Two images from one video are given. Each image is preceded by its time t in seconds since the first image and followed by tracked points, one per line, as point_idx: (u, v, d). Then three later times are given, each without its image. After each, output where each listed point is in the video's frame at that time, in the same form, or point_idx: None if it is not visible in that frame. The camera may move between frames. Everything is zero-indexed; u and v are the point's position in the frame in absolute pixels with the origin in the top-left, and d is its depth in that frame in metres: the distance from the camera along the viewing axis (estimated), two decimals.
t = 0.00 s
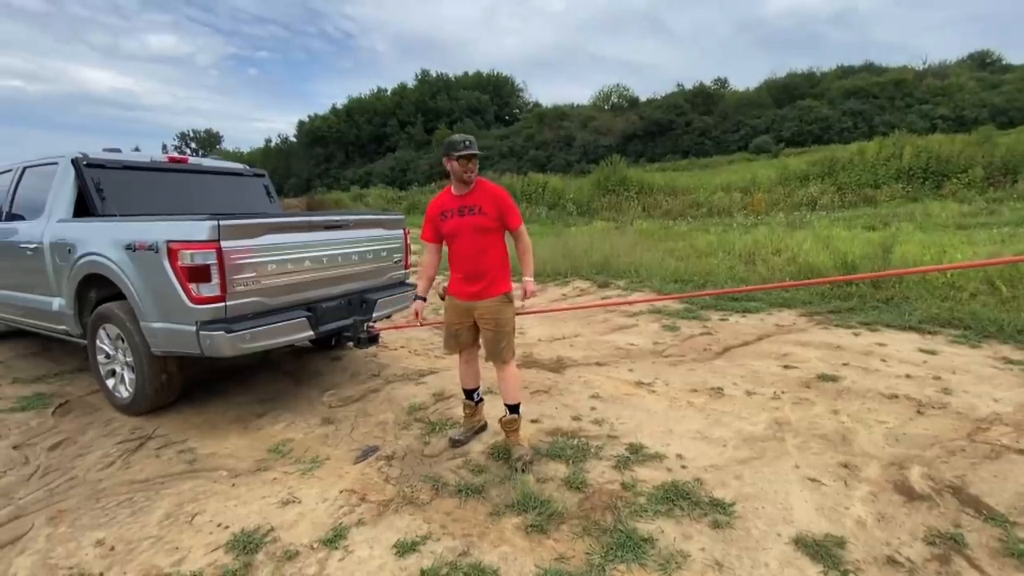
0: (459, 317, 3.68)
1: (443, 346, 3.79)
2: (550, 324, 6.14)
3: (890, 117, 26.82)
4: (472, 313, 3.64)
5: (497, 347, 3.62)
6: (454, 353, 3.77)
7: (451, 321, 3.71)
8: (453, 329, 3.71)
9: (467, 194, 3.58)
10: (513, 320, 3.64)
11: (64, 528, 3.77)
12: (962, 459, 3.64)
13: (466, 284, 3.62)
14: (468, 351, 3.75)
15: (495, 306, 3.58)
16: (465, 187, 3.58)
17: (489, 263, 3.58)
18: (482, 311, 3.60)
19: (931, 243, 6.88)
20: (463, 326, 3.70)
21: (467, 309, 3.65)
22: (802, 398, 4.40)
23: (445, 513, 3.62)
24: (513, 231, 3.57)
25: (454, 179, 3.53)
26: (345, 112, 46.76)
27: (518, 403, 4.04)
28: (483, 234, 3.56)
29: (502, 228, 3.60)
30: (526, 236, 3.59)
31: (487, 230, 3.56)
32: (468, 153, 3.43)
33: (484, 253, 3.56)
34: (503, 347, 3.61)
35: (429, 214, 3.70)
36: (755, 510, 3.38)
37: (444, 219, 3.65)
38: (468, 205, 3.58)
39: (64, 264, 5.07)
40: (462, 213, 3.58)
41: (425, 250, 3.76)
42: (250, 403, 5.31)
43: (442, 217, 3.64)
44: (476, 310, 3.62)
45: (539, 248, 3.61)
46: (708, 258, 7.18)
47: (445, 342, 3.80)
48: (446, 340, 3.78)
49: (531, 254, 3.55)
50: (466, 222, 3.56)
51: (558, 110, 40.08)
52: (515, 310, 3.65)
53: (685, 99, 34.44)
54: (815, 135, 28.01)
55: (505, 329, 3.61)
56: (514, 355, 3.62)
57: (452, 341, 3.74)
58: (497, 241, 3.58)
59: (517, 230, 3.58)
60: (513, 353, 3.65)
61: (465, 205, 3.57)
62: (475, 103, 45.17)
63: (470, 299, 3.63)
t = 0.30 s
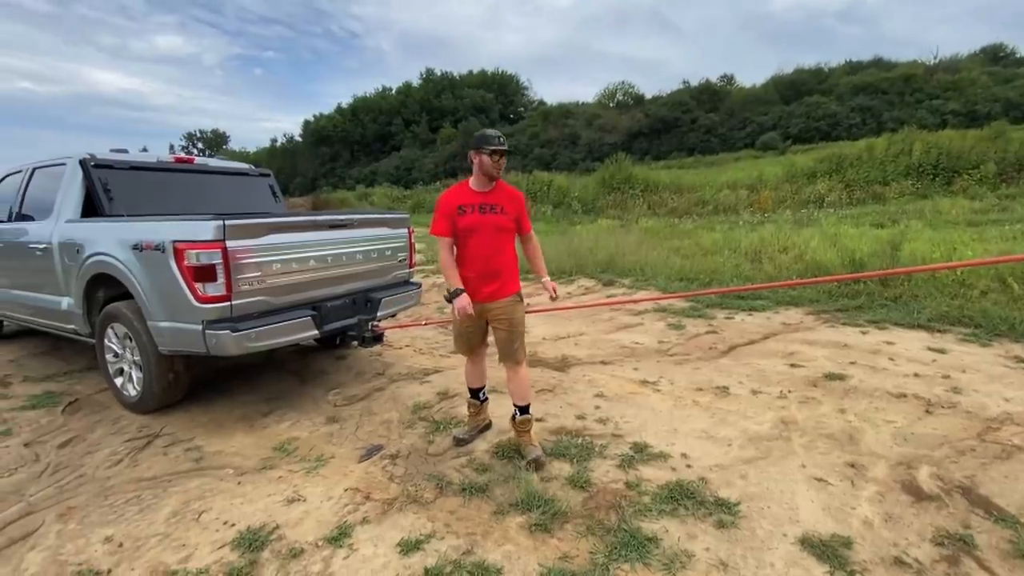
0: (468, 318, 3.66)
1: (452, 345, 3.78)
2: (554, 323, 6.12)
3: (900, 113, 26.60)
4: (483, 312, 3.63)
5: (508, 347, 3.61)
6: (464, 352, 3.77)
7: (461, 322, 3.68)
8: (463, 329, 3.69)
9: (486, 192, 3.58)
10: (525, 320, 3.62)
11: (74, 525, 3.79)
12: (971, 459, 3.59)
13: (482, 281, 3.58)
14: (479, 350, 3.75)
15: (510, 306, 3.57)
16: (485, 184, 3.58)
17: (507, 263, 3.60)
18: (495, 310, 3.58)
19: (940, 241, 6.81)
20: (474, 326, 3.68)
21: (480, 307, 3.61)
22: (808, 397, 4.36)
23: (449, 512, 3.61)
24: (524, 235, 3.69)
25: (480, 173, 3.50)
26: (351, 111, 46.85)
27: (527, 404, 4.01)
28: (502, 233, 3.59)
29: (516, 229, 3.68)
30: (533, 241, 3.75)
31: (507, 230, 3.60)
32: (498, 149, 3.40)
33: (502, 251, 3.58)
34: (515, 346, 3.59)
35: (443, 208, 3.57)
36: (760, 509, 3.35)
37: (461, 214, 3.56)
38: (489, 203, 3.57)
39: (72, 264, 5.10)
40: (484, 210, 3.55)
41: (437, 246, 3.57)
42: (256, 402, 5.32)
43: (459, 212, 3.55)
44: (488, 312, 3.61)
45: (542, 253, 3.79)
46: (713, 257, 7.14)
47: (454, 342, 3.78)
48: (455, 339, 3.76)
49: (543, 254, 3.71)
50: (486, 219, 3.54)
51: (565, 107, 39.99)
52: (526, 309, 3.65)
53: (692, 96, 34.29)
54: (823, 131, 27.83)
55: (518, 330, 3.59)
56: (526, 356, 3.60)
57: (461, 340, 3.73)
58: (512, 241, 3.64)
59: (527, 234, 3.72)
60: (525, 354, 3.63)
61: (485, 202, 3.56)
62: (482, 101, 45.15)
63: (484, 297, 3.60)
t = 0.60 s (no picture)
0: (483, 322, 3.64)
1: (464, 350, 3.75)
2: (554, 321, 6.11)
3: (902, 109, 26.53)
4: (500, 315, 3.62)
5: (527, 350, 3.62)
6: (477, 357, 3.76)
7: (476, 326, 3.67)
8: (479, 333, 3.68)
9: (510, 188, 3.58)
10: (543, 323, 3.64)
11: (75, 524, 3.79)
12: (972, 457, 3.58)
13: (497, 279, 3.56)
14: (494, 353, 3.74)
15: (529, 308, 3.57)
16: (509, 179, 3.58)
17: (527, 261, 3.59)
18: (512, 312, 3.58)
19: (941, 238, 6.79)
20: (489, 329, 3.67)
21: (495, 304, 3.59)
22: (808, 395, 4.35)
23: (448, 510, 3.60)
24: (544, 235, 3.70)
25: (506, 168, 3.49)
26: (352, 110, 46.89)
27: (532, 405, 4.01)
28: (525, 231, 3.58)
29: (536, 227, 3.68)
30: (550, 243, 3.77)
31: (529, 228, 3.60)
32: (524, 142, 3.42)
33: (523, 249, 3.57)
34: (534, 349, 3.60)
35: (465, 201, 3.54)
36: (760, 507, 3.34)
37: (482, 208, 3.54)
38: (514, 199, 3.56)
39: (73, 264, 5.10)
40: (509, 205, 3.54)
41: (453, 240, 3.54)
42: (256, 401, 5.32)
43: (482, 206, 3.53)
44: (507, 314, 3.60)
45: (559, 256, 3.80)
46: (713, 255, 7.13)
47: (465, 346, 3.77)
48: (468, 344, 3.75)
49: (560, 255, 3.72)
50: (510, 215, 3.53)
51: (566, 105, 39.92)
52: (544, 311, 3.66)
53: (693, 94, 34.25)
54: (825, 129, 27.79)
55: (536, 332, 3.60)
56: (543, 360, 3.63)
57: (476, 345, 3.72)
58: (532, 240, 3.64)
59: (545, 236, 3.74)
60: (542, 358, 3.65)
61: (509, 198, 3.55)
62: (483, 100, 45.14)
63: (503, 293, 3.57)
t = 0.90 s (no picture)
0: (497, 321, 3.60)
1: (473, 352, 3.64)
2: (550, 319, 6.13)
3: (895, 108, 26.65)
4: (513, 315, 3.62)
5: (535, 351, 3.66)
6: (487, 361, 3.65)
7: (488, 324, 3.62)
8: (492, 333, 3.61)
9: (525, 184, 3.58)
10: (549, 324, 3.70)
11: (70, 525, 3.77)
12: (964, 453, 3.61)
13: (511, 275, 3.56)
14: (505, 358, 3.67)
15: (542, 308, 3.61)
16: (525, 175, 3.56)
17: (542, 258, 3.61)
18: (525, 311, 3.59)
19: (935, 236, 6.81)
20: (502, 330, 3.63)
21: (507, 301, 3.59)
22: (803, 392, 4.37)
23: (444, 509, 3.61)
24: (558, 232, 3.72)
25: (521, 163, 3.49)
26: (346, 108, 46.86)
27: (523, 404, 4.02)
28: (540, 228, 3.59)
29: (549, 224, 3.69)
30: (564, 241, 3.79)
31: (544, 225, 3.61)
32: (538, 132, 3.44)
33: (538, 245, 3.58)
34: (542, 351, 3.66)
35: (480, 197, 3.54)
36: (755, 504, 3.35)
37: (498, 203, 3.53)
38: (529, 195, 3.57)
39: (66, 264, 5.07)
40: (525, 201, 3.55)
41: (467, 236, 3.53)
42: (252, 401, 5.31)
43: (497, 201, 3.52)
44: (519, 314, 3.60)
45: (573, 253, 3.82)
46: (709, 253, 7.15)
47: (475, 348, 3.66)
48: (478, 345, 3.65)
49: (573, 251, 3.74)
50: (525, 212, 3.53)
51: (562, 104, 39.93)
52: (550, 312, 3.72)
53: (687, 93, 34.36)
54: (819, 127, 27.92)
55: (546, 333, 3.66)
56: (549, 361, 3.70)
57: (488, 346, 3.62)
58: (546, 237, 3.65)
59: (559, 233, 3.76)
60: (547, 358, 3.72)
61: (524, 195, 3.55)
62: (478, 99, 45.14)
63: (518, 290, 3.57)
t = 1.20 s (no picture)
0: (509, 331, 2.66)
1: (482, 376, 2.67)
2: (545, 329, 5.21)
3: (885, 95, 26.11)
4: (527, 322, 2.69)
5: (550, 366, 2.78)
6: (501, 386, 2.69)
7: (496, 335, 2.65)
8: (507, 348, 2.65)
9: (535, 156, 2.67)
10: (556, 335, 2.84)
11: None
12: None
13: (521, 273, 2.65)
14: (524, 379, 2.73)
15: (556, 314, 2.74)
16: (532, 147, 2.65)
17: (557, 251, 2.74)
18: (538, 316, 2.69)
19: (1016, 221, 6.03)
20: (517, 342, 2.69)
21: (516, 307, 2.66)
22: (868, 419, 3.50)
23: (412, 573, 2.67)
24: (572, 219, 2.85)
25: (527, 126, 2.58)
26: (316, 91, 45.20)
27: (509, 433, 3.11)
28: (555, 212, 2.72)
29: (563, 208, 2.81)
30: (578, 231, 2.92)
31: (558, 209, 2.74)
32: (537, 89, 2.55)
33: (552, 235, 2.70)
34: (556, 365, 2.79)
35: (481, 169, 2.58)
36: (809, 560, 2.53)
37: (504, 180, 2.60)
38: (542, 169, 2.67)
39: None
40: (538, 178, 2.64)
41: (465, 223, 2.58)
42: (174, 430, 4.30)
43: (503, 175, 2.59)
44: (531, 322, 2.69)
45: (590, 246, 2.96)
46: (751, 243, 6.26)
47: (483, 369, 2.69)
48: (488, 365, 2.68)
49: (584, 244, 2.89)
50: (539, 190, 2.64)
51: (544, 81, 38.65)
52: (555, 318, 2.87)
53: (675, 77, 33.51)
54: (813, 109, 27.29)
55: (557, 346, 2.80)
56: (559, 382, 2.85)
57: (504, 367, 2.67)
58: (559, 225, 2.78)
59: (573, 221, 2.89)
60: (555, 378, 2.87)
61: (535, 168, 2.65)
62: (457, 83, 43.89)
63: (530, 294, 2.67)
